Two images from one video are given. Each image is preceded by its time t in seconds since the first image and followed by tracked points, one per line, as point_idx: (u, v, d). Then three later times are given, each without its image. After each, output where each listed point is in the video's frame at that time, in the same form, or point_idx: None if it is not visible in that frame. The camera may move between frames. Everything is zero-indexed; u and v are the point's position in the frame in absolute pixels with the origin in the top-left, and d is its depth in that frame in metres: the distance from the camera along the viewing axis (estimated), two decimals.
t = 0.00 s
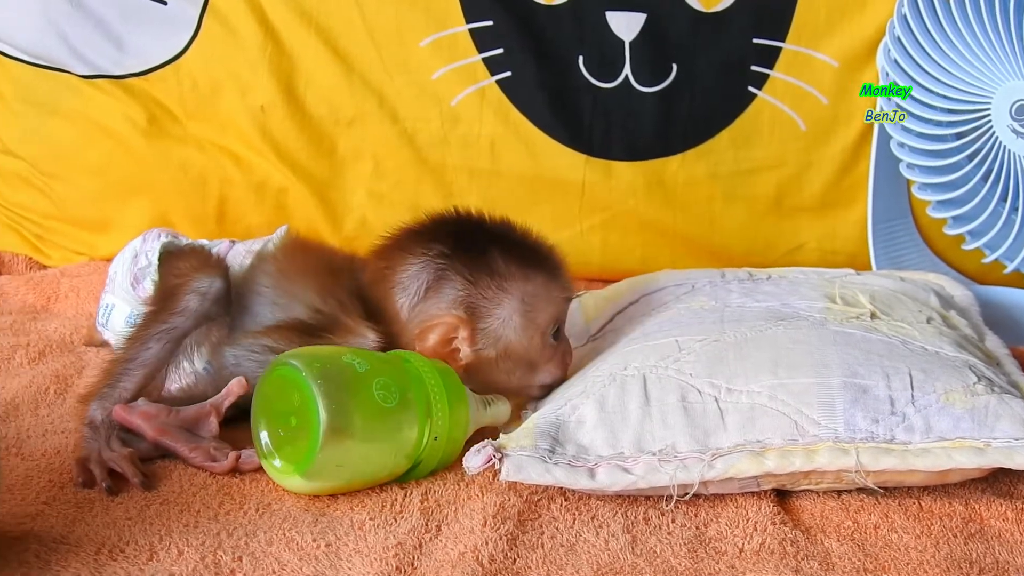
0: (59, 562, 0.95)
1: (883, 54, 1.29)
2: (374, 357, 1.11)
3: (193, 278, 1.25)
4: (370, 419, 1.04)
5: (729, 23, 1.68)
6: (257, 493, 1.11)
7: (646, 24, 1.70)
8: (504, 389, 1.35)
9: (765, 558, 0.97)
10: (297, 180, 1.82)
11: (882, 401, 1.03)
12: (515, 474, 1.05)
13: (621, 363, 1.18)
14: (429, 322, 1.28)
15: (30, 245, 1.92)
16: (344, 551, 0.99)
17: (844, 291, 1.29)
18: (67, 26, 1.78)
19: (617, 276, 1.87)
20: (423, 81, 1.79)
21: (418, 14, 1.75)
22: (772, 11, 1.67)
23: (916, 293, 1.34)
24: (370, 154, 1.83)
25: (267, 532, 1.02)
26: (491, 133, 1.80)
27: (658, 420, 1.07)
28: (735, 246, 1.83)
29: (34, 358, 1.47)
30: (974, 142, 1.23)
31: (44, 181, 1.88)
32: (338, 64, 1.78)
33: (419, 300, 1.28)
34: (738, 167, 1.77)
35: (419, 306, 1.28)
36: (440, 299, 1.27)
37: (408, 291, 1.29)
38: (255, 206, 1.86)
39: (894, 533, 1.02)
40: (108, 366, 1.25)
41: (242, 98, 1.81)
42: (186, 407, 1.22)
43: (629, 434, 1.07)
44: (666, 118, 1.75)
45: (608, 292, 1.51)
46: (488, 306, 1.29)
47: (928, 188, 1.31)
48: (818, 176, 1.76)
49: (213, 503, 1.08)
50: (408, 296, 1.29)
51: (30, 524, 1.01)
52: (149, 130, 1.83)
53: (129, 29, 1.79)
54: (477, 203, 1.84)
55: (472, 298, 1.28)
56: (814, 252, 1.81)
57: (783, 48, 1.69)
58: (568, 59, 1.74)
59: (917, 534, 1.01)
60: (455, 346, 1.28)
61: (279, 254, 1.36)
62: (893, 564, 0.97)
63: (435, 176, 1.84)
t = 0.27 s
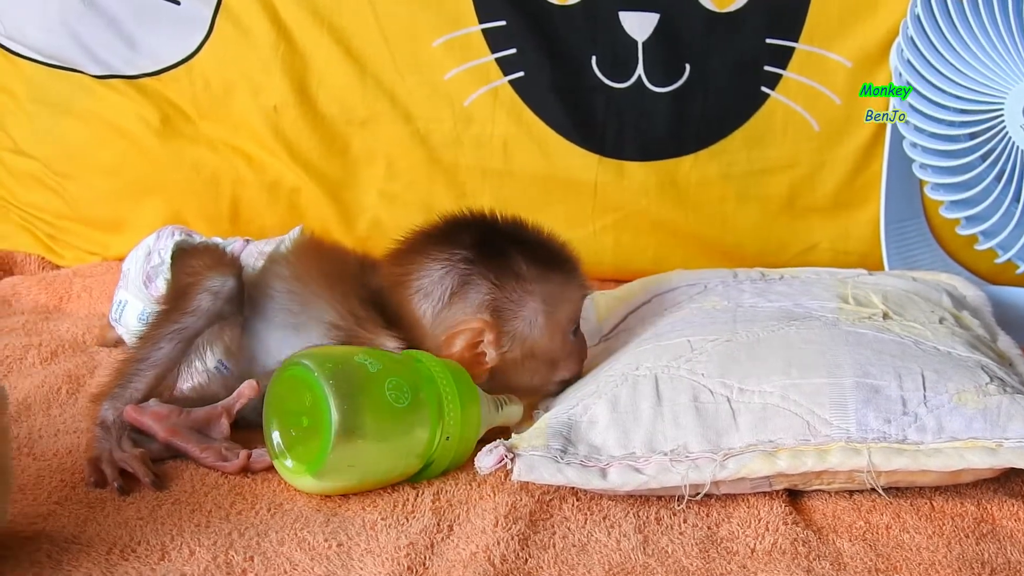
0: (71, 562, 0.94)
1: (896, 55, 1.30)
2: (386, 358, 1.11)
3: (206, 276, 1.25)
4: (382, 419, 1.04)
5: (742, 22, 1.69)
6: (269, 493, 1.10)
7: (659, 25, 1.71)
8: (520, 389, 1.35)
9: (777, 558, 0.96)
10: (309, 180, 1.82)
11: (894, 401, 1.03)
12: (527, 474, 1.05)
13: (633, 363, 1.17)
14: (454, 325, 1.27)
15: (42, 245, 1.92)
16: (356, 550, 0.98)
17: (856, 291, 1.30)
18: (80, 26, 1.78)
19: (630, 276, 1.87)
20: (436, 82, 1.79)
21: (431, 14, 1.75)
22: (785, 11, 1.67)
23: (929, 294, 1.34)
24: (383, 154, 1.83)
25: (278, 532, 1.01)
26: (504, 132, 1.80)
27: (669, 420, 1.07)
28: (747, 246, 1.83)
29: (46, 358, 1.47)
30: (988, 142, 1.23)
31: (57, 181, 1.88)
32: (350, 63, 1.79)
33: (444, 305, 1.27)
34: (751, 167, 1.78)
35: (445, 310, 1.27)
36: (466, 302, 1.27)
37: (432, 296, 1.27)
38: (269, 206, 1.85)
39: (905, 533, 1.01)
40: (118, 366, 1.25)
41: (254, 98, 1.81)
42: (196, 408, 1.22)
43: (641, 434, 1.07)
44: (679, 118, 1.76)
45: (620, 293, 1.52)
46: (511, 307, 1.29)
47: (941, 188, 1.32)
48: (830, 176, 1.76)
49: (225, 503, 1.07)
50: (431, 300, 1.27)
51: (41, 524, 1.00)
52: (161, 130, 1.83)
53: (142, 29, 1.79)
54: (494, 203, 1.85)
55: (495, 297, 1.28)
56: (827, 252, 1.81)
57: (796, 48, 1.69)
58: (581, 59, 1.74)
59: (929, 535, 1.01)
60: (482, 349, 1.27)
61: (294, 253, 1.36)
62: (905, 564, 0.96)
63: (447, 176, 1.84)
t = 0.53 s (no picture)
0: (76, 562, 0.94)
1: (902, 55, 1.31)
2: (391, 358, 1.11)
3: (212, 276, 1.26)
4: (387, 418, 1.04)
5: (747, 22, 1.70)
6: (273, 493, 1.10)
7: (664, 24, 1.71)
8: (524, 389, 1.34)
9: (782, 558, 0.96)
10: (314, 180, 1.82)
11: (898, 401, 1.02)
12: (532, 474, 1.04)
13: (638, 363, 1.17)
14: (483, 335, 1.27)
15: (47, 245, 1.91)
16: (360, 550, 0.98)
17: (860, 291, 1.30)
18: (86, 26, 1.79)
19: (635, 277, 1.87)
20: (441, 82, 1.79)
21: (436, 14, 1.75)
22: (791, 10, 1.68)
23: (933, 294, 1.34)
24: (387, 154, 1.83)
25: (283, 532, 1.01)
26: (509, 132, 1.80)
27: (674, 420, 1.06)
28: (752, 246, 1.83)
29: (51, 358, 1.47)
30: (992, 141, 1.23)
31: (61, 181, 1.88)
32: (355, 63, 1.79)
33: (469, 314, 1.27)
34: (756, 167, 1.78)
35: (472, 321, 1.27)
36: (489, 310, 1.26)
37: (457, 307, 1.27)
38: (272, 206, 1.85)
39: (910, 533, 1.01)
40: (121, 366, 1.25)
41: (259, 98, 1.81)
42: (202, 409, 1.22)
43: (645, 434, 1.06)
44: (683, 118, 1.76)
45: (627, 295, 1.53)
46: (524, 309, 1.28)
47: (946, 188, 1.31)
48: (835, 176, 1.76)
49: (229, 503, 1.07)
50: (458, 311, 1.27)
51: (47, 524, 1.00)
52: (166, 130, 1.83)
53: (148, 29, 1.79)
54: (501, 203, 1.85)
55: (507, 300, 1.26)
56: (831, 253, 1.81)
57: (802, 47, 1.70)
58: (586, 59, 1.75)
59: (934, 534, 1.00)
60: (505, 358, 1.27)
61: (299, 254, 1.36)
62: (909, 564, 0.96)
63: (452, 176, 1.84)
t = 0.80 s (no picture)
0: (78, 562, 0.93)
1: (904, 55, 1.31)
2: (393, 358, 1.11)
3: (212, 277, 1.26)
4: (389, 418, 1.04)
5: (749, 22, 1.70)
6: (275, 493, 1.10)
7: (666, 25, 1.71)
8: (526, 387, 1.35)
9: (784, 559, 0.96)
10: (317, 180, 1.82)
11: (901, 401, 1.02)
12: (534, 474, 1.05)
13: (640, 363, 1.17)
14: (497, 334, 1.26)
15: (49, 244, 1.91)
16: (362, 550, 0.98)
17: (863, 291, 1.30)
18: (89, 26, 1.79)
19: (636, 277, 1.87)
20: (443, 82, 1.79)
21: (439, 14, 1.75)
22: (794, 10, 1.68)
23: (935, 294, 1.34)
24: (389, 154, 1.83)
25: (285, 532, 1.01)
26: (511, 132, 1.80)
27: (676, 421, 1.06)
28: (754, 246, 1.82)
29: (53, 358, 1.47)
30: (995, 141, 1.23)
31: (63, 181, 1.88)
32: (357, 63, 1.79)
33: (483, 313, 1.26)
34: (758, 167, 1.78)
35: (486, 320, 1.26)
36: (502, 310, 1.26)
37: (471, 306, 1.27)
38: (275, 206, 1.85)
39: (913, 533, 1.01)
40: (121, 368, 1.26)
41: (261, 98, 1.81)
42: (203, 409, 1.22)
43: (647, 435, 1.06)
44: (686, 119, 1.76)
45: (628, 296, 1.53)
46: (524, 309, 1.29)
47: (948, 188, 1.32)
48: (837, 177, 1.76)
49: (231, 503, 1.07)
50: (471, 311, 1.27)
51: (50, 524, 1.00)
52: (168, 130, 1.83)
53: (150, 29, 1.79)
54: (502, 203, 1.85)
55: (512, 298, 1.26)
56: (834, 253, 1.81)
57: (804, 47, 1.70)
58: (588, 59, 1.75)
59: (937, 534, 1.01)
60: (518, 357, 1.26)
61: (302, 254, 1.36)
62: (912, 564, 0.96)
63: (453, 176, 1.84)
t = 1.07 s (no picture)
0: (80, 562, 0.93)
1: (907, 55, 1.31)
2: (396, 358, 1.11)
3: (213, 274, 1.26)
4: (391, 419, 1.04)
5: (751, 22, 1.70)
6: (278, 493, 1.10)
7: (669, 25, 1.72)
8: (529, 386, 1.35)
9: (787, 559, 0.96)
10: (319, 180, 1.82)
11: (903, 402, 1.02)
12: (536, 474, 1.05)
13: (642, 363, 1.17)
14: (493, 336, 1.26)
15: (51, 244, 1.92)
16: (365, 550, 0.98)
17: (865, 292, 1.30)
18: (91, 26, 1.79)
19: (638, 277, 1.87)
20: (445, 82, 1.79)
21: (442, 14, 1.75)
22: (796, 10, 1.69)
23: (937, 294, 1.34)
24: (391, 154, 1.84)
25: (287, 532, 1.01)
26: (513, 132, 1.80)
27: (679, 421, 1.06)
28: (756, 246, 1.82)
29: (55, 358, 1.47)
30: (998, 141, 1.23)
31: (65, 181, 1.88)
32: (359, 63, 1.79)
33: (474, 316, 1.26)
34: (760, 167, 1.78)
35: (478, 323, 1.26)
36: (495, 311, 1.26)
37: (463, 309, 1.27)
38: (277, 206, 1.85)
39: (915, 533, 1.01)
40: (124, 367, 1.25)
41: (263, 98, 1.81)
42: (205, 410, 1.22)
43: (650, 435, 1.06)
44: (688, 118, 1.76)
45: (630, 295, 1.53)
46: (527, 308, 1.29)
47: (950, 188, 1.32)
48: (839, 177, 1.76)
49: (234, 503, 1.07)
50: (462, 314, 1.27)
51: (52, 524, 0.99)
52: (170, 130, 1.83)
53: (152, 29, 1.79)
54: (503, 202, 1.85)
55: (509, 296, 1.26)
56: (836, 253, 1.81)
57: (806, 47, 1.70)
58: (590, 59, 1.75)
59: (939, 534, 1.00)
60: (516, 357, 1.26)
61: (304, 254, 1.36)
62: (914, 564, 0.96)
63: (455, 176, 1.84)
